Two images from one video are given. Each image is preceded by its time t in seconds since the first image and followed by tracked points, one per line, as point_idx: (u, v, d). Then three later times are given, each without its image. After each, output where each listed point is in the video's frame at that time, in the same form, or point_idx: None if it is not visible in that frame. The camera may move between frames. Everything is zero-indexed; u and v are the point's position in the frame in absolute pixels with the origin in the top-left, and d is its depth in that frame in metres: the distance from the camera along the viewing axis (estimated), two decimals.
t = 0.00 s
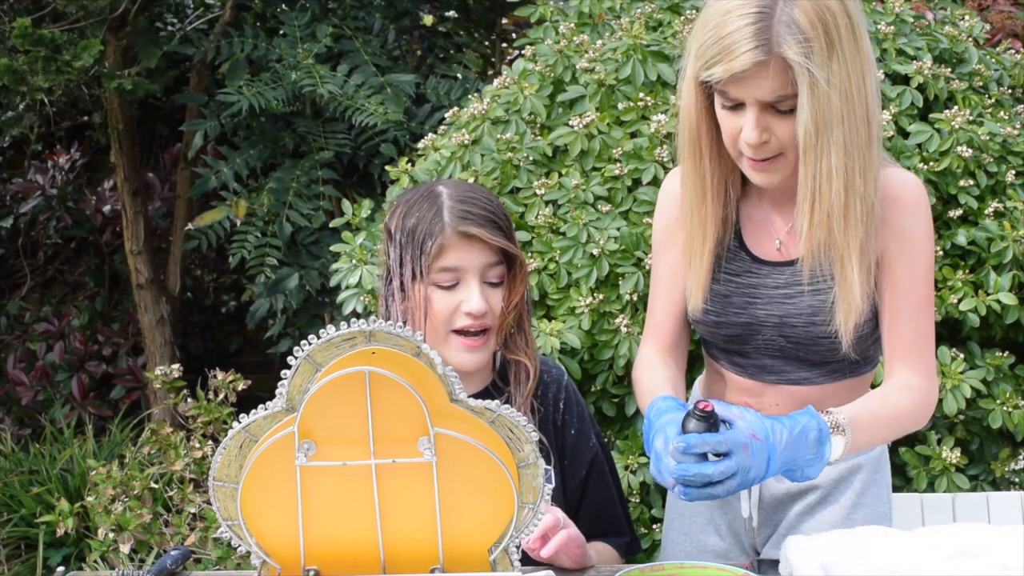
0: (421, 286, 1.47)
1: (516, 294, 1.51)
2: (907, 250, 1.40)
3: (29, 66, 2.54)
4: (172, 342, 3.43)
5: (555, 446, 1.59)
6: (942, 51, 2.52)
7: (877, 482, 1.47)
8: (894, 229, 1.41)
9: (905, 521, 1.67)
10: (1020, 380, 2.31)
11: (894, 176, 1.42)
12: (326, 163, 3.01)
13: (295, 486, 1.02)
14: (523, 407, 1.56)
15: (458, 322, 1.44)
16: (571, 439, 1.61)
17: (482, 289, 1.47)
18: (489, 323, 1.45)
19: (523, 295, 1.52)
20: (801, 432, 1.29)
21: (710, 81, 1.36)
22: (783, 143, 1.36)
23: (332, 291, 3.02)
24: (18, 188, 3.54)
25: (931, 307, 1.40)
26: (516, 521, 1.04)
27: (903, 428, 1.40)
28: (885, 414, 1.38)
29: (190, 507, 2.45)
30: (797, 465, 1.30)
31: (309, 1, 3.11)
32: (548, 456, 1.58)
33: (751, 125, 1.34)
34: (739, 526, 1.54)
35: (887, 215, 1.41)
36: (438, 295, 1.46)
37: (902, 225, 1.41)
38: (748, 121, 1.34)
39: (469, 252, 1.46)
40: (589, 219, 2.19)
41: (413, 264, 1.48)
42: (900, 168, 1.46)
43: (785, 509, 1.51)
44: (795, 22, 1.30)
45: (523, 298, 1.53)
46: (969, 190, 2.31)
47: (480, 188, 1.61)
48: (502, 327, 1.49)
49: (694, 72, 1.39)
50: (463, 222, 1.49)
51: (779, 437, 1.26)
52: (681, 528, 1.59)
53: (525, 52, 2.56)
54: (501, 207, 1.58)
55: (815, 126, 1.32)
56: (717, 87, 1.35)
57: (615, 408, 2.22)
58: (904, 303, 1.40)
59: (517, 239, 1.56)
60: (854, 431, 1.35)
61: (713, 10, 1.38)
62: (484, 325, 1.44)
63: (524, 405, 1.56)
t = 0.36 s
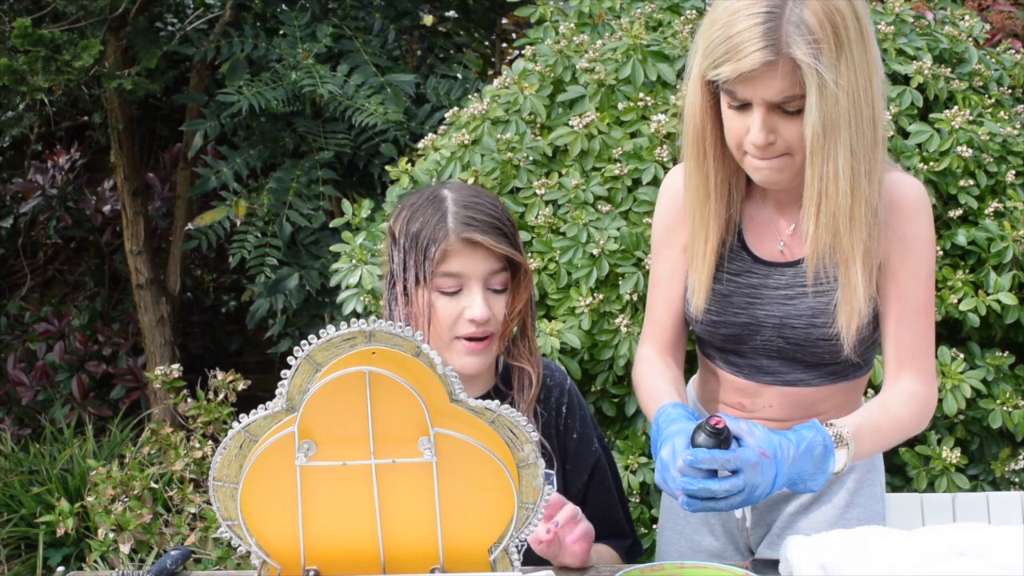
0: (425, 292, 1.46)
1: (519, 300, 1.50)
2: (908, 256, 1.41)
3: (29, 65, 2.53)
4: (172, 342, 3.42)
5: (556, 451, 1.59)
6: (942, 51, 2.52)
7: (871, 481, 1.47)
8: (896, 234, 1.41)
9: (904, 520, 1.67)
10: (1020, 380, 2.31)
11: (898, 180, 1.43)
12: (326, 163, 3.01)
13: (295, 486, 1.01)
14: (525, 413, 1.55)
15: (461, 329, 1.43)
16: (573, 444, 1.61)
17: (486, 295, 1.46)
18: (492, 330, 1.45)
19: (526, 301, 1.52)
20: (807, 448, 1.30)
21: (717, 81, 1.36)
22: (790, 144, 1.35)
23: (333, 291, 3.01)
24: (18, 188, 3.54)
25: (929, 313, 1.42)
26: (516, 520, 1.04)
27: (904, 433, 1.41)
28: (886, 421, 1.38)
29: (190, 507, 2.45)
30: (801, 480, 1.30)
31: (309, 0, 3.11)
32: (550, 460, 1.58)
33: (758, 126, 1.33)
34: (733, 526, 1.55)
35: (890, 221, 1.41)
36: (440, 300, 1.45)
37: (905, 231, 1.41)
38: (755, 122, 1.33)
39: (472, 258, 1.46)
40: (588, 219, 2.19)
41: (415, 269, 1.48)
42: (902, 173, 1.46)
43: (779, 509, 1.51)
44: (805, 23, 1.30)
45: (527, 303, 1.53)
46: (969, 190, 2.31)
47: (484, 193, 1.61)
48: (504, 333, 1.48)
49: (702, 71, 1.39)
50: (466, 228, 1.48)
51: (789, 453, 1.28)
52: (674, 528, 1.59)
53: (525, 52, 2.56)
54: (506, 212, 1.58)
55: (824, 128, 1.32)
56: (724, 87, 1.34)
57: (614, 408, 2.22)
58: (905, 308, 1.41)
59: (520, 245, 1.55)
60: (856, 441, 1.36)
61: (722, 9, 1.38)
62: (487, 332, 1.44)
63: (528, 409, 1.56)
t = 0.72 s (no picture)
0: (412, 296, 1.47)
1: (509, 297, 1.49)
2: (910, 260, 1.42)
3: (29, 65, 2.53)
4: (172, 342, 3.42)
5: (560, 446, 1.59)
6: (942, 51, 2.52)
7: (868, 481, 1.48)
8: (899, 239, 1.42)
9: (904, 521, 1.67)
10: (1020, 380, 2.31)
11: (900, 184, 1.44)
12: (326, 163, 3.01)
13: (295, 486, 1.01)
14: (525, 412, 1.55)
15: (450, 329, 1.44)
16: (576, 442, 1.60)
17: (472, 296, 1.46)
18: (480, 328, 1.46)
19: (516, 302, 1.49)
20: (806, 448, 1.30)
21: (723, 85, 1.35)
22: (796, 149, 1.35)
23: (333, 291, 3.01)
24: (18, 188, 3.54)
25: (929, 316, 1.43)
26: (516, 520, 1.04)
27: (904, 438, 1.41)
28: (887, 424, 1.39)
29: (190, 507, 2.45)
30: (802, 481, 1.30)
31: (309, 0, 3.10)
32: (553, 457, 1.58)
33: (764, 131, 1.32)
34: (731, 526, 1.55)
35: (893, 225, 1.42)
36: (429, 300, 1.47)
37: (907, 234, 1.42)
38: (761, 127, 1.33)
39: (456, 259, 1.47)
40: (588, 219, 2.19)
41: (403, 271, 1.49)
42: (903, 177, 1.47)
43: (776, 509, 1.50)
44: (814, 28, 1.29)
45: (522, 301, 1.51)
46: (969, 190, 2.31)
47: (474, 193, 1.60)
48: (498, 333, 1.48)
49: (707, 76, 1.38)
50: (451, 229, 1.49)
51: (789, 452, 1.28)
52: (672, 528, 1.59)
53: (525, 52, 2.57)
54: (499, 211, 1.57)
55: (831, 133, 1.32)
56: (731, 92, 1.33)
57: (615, 408, 2.22)
58: (907, 311, 1.42)
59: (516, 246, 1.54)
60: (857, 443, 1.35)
61: (728, 12, 1.36)
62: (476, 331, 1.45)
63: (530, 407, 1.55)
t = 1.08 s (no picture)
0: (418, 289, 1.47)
1: (513, 296, 1.48)
2: (909, 264, 1.42)
3: (29, 65, 2.53)
4: (172, 342, 3.42)
5: (564, 443, 1.58)
6: (942, 51, 2.52)
7: (866, 482, 1.47)
8: (901, 242, 1.42)
9: (904, 521, 1.67)
10: (1020, 380, 2.31)
11: (904, 189, 1.44)
12: (326, 163, 3.01)
13: (295, 486, 1.01)
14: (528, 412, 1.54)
15: (453, 324, 1.43)
16: (578, 440, 1.60)
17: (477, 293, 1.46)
18: (485, 326, 1.43)
19: (520, 302, 1.48)
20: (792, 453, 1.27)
21: (736, 75, 1.34)
22: (808, 143, 1.34)
23: (333, 291, 3.01)
24: (18, 188, 3.54)
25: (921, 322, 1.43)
26: (516, 520, 1.04)
27: (882, 444, 1.39)
28: (870, 431, 1.37)
29: (190, 507, 2.45)
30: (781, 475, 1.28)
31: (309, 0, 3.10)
32: (557, 455, 1.57)
33: (778, 122, 1.31)
34: (729, 527, 1.55)
35: (897, 228, 1.42)
36: (434, 297, 1.47)
37: (909, 239, 1.42)
38: (775, 117, 1.31)
39: (462, 256, 1.47)
40: (588, 219, 2.19)
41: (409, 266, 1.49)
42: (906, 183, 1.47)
43: (775, 509, 1.51)
44: (832, 19, 1.29)
45: (526, 301, 1.50)
46: (969, 191, 2.32)
47: (485, 191, 1.60)
48: (500, 331, 1.46)
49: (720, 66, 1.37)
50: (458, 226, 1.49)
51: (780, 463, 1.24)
52: (670, 531, 1.59)
53: (524, 52, 2.57)
54: (507, 211, 1.57)
55: (847, 126, 1.31)
56: (745, 81, 1.32)
57: (615, 408, 2.21)
58: (898, 317, 1.42)
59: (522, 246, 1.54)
60: (837, 440, 1.34)
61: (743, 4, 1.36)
62: (480, 327, 1.43)
63: (530, 408, 1.55)
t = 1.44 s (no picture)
0: (422, 287, 1.46)
1: (517, 296, 1.48)
2: (916, 265, 1.43)
3: (29, 65, 2.53)
4: (172, 342, 3.42)
5: (565, 442, 1.58)
6: (942, 51, 2.52)
7: (866, 481, 1.48)
8: (909, 243, 1.43)
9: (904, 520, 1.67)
10: (1020, 380, 2.31)
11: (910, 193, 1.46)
12: (326, 163, 3.01)
13: (295, 486, 1.01)
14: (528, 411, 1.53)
15: (457, 324, 1.43)
16: (579, 439, 1.59)
17: (480, 291, 1.46)
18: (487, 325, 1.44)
19: (523, 301, 1.48)
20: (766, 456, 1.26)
21: (759, 53, 1.31)
22: (827, 127, 1.31)
23: (333, 291, 3.01)
24: (18, 188, 3.54)
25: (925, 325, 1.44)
26: (516, 520, 1.04)
27: (892, 447, 1.39)
28: (880, 434, 1.37)
29: (190, 507, 2.45)
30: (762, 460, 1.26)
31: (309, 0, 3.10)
32: (557, 454, 1.57)
33: (799, 100, 1.28)
34: (729, 527, 1.53)
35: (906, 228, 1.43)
36: (438, 295, 1.46)
37: (917, 240, 1.43)
38: (796, 95, 1.29)
39: (467, 254, 1.47)
40: (588, 219, 2.19)
41: (415, 261, 1.48)
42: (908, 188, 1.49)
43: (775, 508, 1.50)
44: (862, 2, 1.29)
45: (529, 300, 1.50)
46: (969, 191, 2.32)
47: (490, 190, 1.60)
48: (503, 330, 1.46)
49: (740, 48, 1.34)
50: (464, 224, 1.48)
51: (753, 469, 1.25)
52: (670, 531, 1.57)
53: (524, 52, 2.57)
54: (514, 211, 1.57)
55: (872, 110, 1.31)
56: (770, 58, 1.29)
57: (615, 408, 2.21)
58: (906, 320, 1.42)
59: (528, 245, 1.54)
60: (851, 443, 1.34)
61: None
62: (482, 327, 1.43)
63: (531, 408, 1.54)
